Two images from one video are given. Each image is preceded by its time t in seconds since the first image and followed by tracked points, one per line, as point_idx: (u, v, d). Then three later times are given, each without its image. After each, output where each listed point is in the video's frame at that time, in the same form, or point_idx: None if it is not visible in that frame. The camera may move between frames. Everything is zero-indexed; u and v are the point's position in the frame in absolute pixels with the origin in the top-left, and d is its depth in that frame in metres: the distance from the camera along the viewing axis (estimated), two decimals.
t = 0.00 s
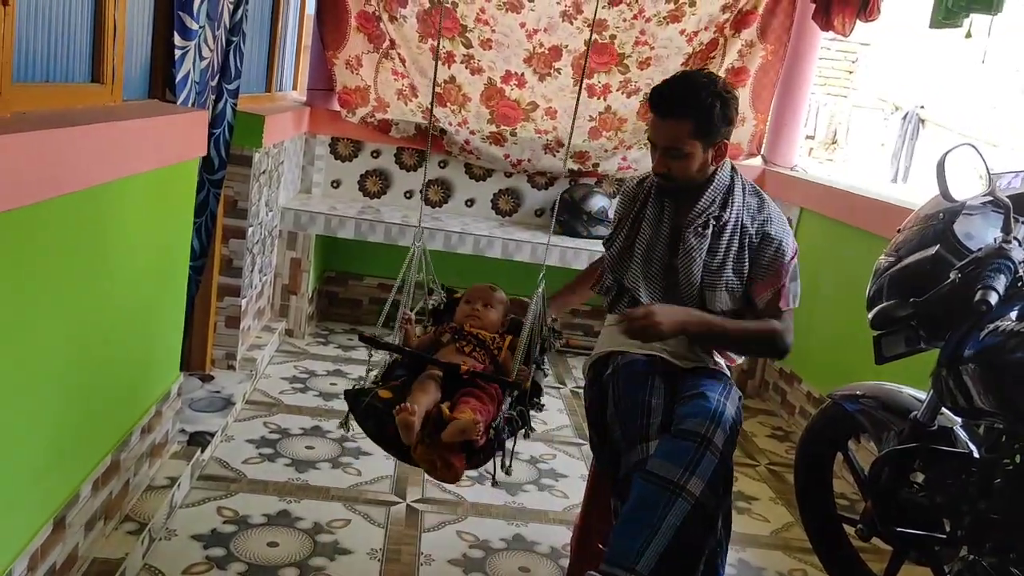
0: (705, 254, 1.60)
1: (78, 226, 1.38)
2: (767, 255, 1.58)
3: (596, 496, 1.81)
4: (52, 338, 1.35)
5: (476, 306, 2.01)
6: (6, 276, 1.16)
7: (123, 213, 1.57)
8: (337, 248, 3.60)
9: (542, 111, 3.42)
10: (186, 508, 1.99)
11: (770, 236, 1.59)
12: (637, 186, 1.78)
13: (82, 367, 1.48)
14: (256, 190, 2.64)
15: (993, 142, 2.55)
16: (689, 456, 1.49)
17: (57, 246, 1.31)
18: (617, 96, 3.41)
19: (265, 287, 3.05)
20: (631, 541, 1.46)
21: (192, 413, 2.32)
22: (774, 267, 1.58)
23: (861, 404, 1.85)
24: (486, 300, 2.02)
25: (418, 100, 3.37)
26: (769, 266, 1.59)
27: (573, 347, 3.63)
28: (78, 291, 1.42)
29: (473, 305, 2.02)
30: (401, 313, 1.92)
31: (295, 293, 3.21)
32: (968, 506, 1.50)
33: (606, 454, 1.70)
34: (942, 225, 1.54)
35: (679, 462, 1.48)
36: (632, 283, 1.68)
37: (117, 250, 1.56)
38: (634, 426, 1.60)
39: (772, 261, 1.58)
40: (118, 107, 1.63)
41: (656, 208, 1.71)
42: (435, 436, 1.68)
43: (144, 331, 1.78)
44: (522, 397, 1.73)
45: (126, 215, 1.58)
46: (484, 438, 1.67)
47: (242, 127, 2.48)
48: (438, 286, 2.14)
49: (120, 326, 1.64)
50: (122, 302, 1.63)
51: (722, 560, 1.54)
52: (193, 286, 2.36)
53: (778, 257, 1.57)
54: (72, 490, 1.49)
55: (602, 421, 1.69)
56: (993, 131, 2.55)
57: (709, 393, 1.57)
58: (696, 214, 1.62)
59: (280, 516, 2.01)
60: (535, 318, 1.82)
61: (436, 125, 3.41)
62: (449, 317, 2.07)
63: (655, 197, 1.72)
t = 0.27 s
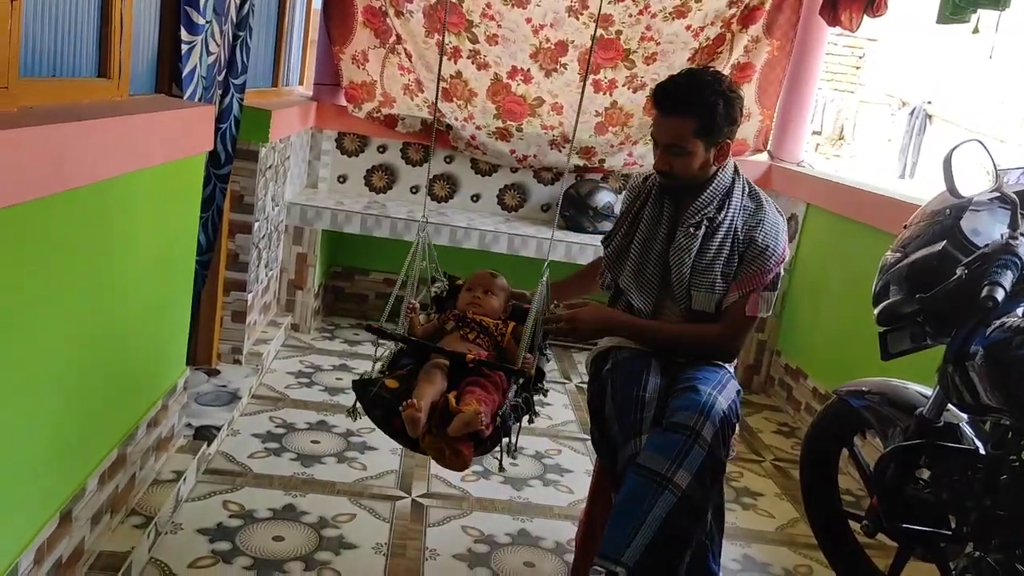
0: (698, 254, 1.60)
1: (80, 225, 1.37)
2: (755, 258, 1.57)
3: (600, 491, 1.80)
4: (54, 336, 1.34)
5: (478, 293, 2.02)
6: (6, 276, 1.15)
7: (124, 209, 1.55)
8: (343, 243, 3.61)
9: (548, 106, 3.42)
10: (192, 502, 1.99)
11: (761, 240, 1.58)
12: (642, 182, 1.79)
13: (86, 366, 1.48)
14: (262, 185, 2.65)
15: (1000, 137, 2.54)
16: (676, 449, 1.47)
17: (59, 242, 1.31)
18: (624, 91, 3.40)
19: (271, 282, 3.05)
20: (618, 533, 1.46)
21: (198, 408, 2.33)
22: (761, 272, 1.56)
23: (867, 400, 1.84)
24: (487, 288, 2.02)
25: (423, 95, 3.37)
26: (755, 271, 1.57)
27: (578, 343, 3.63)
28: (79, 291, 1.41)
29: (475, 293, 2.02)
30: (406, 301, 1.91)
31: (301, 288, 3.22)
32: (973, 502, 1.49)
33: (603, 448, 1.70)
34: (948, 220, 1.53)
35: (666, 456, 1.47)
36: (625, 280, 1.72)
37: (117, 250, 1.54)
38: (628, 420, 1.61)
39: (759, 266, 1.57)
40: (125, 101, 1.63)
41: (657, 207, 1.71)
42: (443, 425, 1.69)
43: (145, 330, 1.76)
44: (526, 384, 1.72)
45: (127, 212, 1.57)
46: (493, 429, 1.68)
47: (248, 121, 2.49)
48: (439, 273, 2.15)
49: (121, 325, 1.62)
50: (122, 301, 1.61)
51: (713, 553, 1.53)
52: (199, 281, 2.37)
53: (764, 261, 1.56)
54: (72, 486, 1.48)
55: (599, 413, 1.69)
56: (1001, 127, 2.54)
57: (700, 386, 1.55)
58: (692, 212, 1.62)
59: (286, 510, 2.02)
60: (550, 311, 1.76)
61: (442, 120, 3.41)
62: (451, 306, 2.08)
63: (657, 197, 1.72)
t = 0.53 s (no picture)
0: (707, 245, 1.59)
1: (84, 218, 1.36)
2: (764, 245, 1.57)
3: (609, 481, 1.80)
4: (58, 334, 1.33)
5: (478, 314, 2.04)
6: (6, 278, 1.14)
7: (128, 206, 1.54)
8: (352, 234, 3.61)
9: (556, 96, 3.40)
10: (201, 491, 2.00)
11: (769, 226, 1.57)
12: (640, 177, 1.77)
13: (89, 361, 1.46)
14: (270, 175, 2.65)
15: (1011, 125, 2.52)
16: (677, 437, 1.48)
17: (62, 237, 1.30)
18: (632, 81, 3.39)
19: (280, 273, 3.06)
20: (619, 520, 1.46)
21: (207, 397, 2.34)
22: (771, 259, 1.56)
23: (877, 389, 1.84)
24: (488, 308, 2.04)
25: (431, 86, 3.36)
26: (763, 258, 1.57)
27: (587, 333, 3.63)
28: (84, 285, 1.40)
29: (476, 314, 2.04)
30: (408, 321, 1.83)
31: (310, 278, 3.22)
32: (983, 490, 1.48)
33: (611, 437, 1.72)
34: (960, 207, 1.52)
35: (668, 443, 1.48)
36: (636, 280, 1.71)
37: (122, 244, 1.53)
38: (633, 410, 1.63)
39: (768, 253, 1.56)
40: (133, 90, 1.63)
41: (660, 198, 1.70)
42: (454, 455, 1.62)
43: (151, 324, 1.75)
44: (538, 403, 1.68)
45: (132, 207, 1.55)
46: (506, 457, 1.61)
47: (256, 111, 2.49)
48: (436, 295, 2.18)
49: (127, 319, 1.61)
50: (128, 296, 1.60)
51: (714, 542, 1.52)
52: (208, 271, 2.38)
53: (774, 247, 1.56)
54: (78, 479, 1.48)
55: (607, 404, 1.71)
56: (1012, 115, 2.51)
57: (704, 375, 1.55)
58: (698, 203, 1.62)
59: (295, 499, 2.02)
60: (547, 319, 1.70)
61: (450, 111, 3.41)
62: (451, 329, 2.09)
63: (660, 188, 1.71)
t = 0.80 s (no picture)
0: (728, 221, 1.58)
1: (89, 208, 1.33)
2: (784, 220, 1.58)
3: (626, 458, 1.80)
4: (68, 326, 1.31)
5: (480, 351, 1.69)
6: (6, 278, 1.10)
7: (135, 191, 1.51)
8: (368, 213, 3.62)
9: (571, 75, 3.39)
10: (222, 468, 2.01)
11: (787, 201, 1.58)
12: (644, 159, 1.74)
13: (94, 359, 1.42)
14: (286, 156, 2.65)
15: None
16: (696, 411, 1.48)
17: (80, 217, 1.30)
18: (648, 58, 3.36)
19: (296, 253, 3.07)
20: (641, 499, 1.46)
21: (226, 376, 2.37)
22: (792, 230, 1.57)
23: (895, 364, 1.83)
24: (493, 342, 1.70)
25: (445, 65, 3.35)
26: (786, 230, 1.58)
27: (603, 312, 3.62)
28: (88, 280, 1.37)
29: (478, 351, 1.69)
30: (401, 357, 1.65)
31: (326, 259, 3.23)
32: (1004, 465, 1.47)
33: (628, 415, 1.72)
34: (980, 180, 1.50)
35: (686, 418, 1.48)
36: (654, 265, 1.67)
37: (130, 231, 1.51)
38: (650, 389, 1.64)
39: (789, 225, 1.58)
40: (149, 69, 1.63)
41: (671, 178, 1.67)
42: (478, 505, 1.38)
43: (163, 311, 1.73)
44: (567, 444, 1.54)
45: (140, 193, 1.53)
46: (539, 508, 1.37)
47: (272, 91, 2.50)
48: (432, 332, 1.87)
49: (137, 310, 1.59)
50: (137, 285, 1.58)
51: (732, 517, 1.52)
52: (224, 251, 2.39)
53: (795, 221, 1.57)
54: (92, 470, 1.47)
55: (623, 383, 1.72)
56: None
57: (720, 349, 1.55)
58: (715, 180, 1.60)
59: (314, 476, 2.03)
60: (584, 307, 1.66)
61: (464, 91, 3.38)
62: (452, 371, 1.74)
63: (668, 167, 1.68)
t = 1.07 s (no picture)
0: (752, 183, 1.57)
1: (103, 182, 1.31)
2: (807, 182, 1.58)
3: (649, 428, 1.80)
4: (85, 302, 1.30)
5: (489, 379, 1.57)
6: (27, 245, 1.11)
7: (148, 165, 1.49)
8: (387, 186, 3.61)
9: (589, 43, 3.35)
10: (245, 437, 2.02)
11: (810, 163, 1.59)
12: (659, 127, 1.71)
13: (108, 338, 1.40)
14: (305, 127, 2.65)
15: None
16: (729, 379, 1.47)
17: (101, 185, 1.31)
18: (667, 26, 3.32)
19: (316, 226, 3.08)
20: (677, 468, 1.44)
21: (249, 348, 2.39)
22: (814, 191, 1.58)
23: (921, 331, 1.80)
24: (501, 368, 1.58)
25: (463, 35, 3.34)
26: (808, 191, 1.58)
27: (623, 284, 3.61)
28: (99, 265, 1.33)
29: (486, 379, 1.57)
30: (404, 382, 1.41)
31: (346, 232, 3.24)
32: None
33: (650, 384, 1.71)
34: (1008, 142, 1.47)
35: (719, 385, 1.47)
36: (675, 231, 1.63)
37: (144, 204, 1.48)
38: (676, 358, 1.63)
39: (812, 186, 1.58)
40: (166, 38, 1.63)
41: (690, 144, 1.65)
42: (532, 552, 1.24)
43: (179, 286, 1.71)
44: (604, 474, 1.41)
45: (154, 166, 1.51)
46: (606, 553, 1.25)
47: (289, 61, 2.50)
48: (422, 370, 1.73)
49: (153, 286, 1.57)
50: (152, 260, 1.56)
51: (762, 485, 1.51)
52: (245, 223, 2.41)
53: (818, 183, 1.58)
54: (113, 442, 1.46)
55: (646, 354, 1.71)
56: None
57: (750, 317, 1.54)
58: (736, 142, 1.59)
59: (336, 445, 2.04)
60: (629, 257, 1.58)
61: (482, 61, 3.37)
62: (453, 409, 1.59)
63: (686, 132, 1.65)
